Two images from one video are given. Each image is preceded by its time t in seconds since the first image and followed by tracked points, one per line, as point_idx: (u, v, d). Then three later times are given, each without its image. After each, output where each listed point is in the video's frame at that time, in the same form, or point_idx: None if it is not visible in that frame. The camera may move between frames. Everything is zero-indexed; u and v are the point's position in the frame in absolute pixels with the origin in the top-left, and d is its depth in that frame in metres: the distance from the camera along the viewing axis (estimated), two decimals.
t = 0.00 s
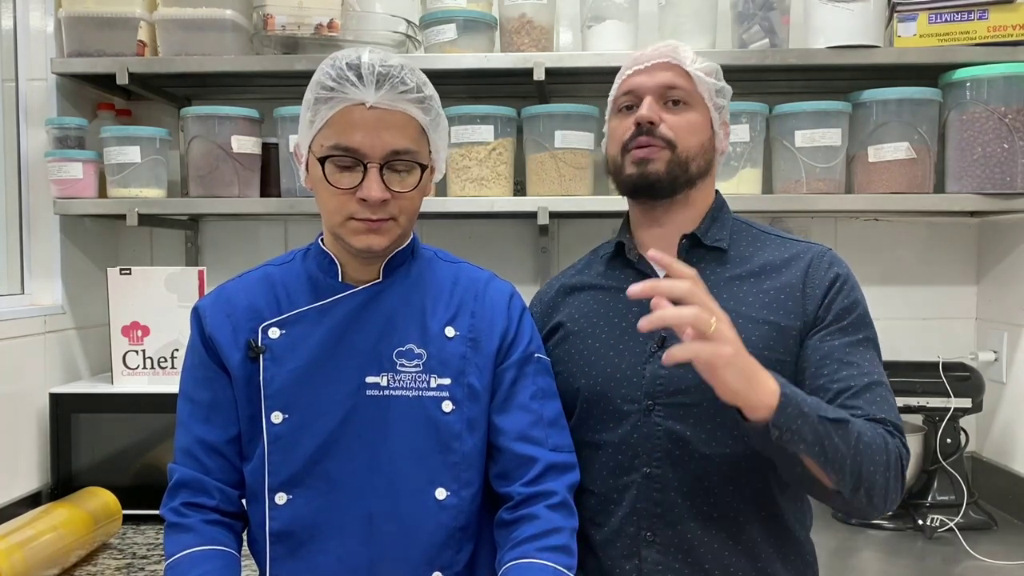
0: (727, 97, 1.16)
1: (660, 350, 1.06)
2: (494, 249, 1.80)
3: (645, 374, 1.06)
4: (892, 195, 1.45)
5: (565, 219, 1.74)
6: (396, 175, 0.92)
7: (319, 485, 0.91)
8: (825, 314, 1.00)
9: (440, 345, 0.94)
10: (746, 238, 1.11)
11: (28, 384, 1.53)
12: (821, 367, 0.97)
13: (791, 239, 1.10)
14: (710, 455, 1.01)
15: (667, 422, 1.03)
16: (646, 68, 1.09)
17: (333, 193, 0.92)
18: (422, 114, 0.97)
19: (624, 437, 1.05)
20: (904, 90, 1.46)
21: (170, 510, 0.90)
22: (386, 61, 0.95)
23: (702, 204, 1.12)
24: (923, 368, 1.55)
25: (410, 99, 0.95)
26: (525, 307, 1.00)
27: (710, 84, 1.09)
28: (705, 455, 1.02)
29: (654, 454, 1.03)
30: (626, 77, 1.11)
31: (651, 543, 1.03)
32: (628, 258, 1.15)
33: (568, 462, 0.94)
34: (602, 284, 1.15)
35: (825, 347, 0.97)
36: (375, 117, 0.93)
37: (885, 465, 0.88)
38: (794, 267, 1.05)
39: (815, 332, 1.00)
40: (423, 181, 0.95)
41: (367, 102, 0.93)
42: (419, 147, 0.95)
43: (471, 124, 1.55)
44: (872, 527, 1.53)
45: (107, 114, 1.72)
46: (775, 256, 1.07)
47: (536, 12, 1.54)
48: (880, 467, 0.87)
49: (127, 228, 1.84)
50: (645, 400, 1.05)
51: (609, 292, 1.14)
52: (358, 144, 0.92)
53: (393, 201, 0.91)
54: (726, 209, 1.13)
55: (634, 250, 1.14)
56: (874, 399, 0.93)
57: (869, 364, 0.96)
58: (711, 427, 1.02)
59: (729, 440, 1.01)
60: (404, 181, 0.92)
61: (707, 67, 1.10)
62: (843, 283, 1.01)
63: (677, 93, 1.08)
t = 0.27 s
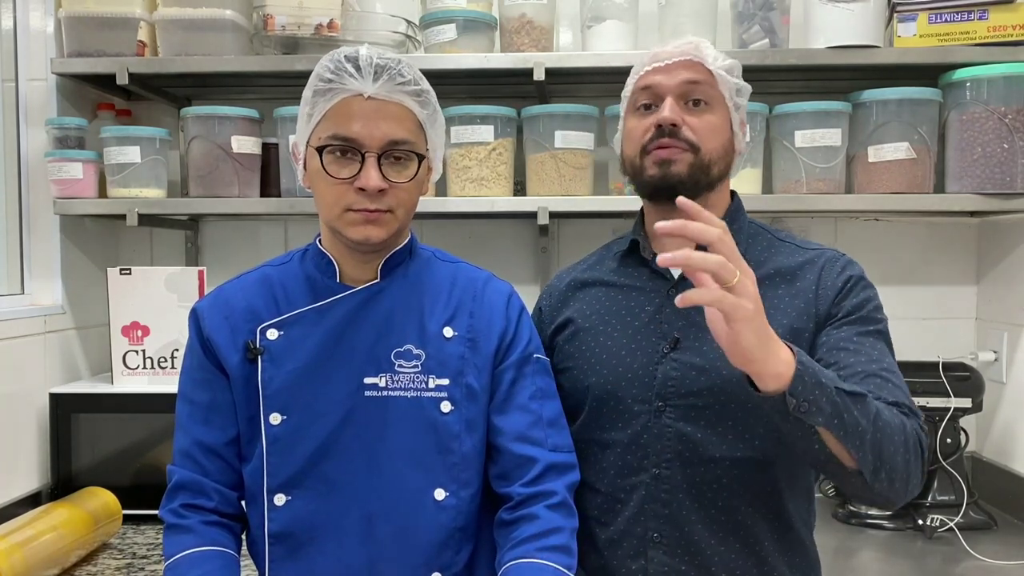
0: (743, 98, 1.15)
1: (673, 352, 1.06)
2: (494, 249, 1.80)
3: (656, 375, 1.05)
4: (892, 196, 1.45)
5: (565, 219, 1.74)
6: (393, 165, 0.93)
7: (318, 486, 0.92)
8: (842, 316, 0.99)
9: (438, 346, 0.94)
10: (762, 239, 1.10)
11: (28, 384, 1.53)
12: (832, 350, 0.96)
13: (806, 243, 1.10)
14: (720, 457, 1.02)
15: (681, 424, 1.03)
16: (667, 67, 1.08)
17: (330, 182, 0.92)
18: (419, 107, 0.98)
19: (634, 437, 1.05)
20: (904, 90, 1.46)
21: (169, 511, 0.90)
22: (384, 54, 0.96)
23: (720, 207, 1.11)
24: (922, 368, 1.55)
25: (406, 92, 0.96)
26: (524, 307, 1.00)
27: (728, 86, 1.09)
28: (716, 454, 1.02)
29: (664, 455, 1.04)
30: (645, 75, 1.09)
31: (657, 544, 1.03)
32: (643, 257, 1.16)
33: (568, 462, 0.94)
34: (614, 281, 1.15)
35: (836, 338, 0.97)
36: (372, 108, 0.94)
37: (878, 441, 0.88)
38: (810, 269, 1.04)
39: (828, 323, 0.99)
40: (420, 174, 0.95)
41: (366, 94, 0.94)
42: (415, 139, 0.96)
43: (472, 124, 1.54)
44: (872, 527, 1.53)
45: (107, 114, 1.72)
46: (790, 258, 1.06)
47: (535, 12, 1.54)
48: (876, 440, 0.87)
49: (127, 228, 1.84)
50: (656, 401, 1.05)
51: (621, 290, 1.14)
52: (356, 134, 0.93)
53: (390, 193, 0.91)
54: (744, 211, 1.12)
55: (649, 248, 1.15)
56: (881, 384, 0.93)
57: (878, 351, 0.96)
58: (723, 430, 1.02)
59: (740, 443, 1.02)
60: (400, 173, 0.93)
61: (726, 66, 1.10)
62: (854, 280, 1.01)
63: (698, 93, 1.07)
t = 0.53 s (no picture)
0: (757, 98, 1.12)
1: (676, 353, 1.06)
2: (495, 249, 1.80)
3: (658, 377, 1.06)
4: (892, 196, 1.45)
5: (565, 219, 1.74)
6: (393, 161, 0.93)
7: (318, 486, 0.92)
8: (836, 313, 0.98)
9: (438, 346, 0.94)
10: (770, 238, 1.09)
11: (28, 384, 1.53)
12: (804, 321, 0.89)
13: (810, 237, 1.08)
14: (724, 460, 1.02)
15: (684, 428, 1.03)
16: (683, 79, 1.04)
17: (328, 178, 0.92)
18: (417, 105, 0.98)
19: (636, 440, 1.06)
20: (904, 90, 1.45)
21: (169, 512, 0.90)
22: (382, 51, 0.96)
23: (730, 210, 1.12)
24: (922, 368, 1.55)
25: (405, 89, 0.96)
26: (524, 307, 1.00)
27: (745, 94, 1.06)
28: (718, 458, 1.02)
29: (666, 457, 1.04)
30: (660, 85, 1.05)
31: (662, 546, 1.03)
32: (647, 257, 1.15)
33: (568, 462, 0.94)
34: (623, 282, 1.15)
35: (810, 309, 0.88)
36: (371, 105, 0.94)
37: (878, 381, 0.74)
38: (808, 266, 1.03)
39: (810, 303, 0.95)
40: (419, 171, 0.95)
41: (364, 91, 0.94)
42: (414, 135, 0.96)
43: (471, 124, 1.54)
44: (872, 527, 1.53)
45: (107, 114, 1.72)
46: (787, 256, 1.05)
47: (535, 12, 1.54)
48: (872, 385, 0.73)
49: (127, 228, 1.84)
50: (659, 404, 1.05)
51: (628, 291, 1.14)
52: (355, 130, 0.93)
53: (388, 188, 0.91)
54: (754, 209, 1.12)
55: (653, 247, 1.14)
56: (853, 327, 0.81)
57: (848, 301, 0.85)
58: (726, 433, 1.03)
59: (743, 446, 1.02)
60: (400, 169, 0.93)
61: (743, 71, 1.07)
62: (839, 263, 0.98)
63: (716, 106, 1.05)
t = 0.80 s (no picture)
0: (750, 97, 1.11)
1: (668, 357, 1.05)
2: (494, 249, 1.80)
3: (650, 381, 1.06)
4: (892, 195, 1.45)
5: (565, 219, 1.74)
6: (394, 161, 0.93)
7: (318, 486, 0.91)
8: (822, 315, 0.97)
9: (438, 346, 0.94)
10: (765, 239, 1.09)
11: (28, 384, 1.53)
12: (799, 327, 0.88)
13: (805, 235, 1.07)
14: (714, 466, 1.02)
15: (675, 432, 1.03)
16: (667, 86, 1.04)
17: (330, 177, 0.92)
18: (419, 105, 0.98)
19: (631, 443, 1.06)
20: (903, 90, 1.45)
21: (169, 512, 0.90)
22: (384, 51, 0.96)
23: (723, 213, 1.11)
24: (922, 367, 1.55)
25: (406, 88, 0.96)
26: (525, 307, 0.99)
27: (735, 95, 1.05)
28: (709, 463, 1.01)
29: (660, 461, 1.04)
30: (643, 95, 1.05)
31: (657, 551, 1.03)
32: (641, 260, 1.15)
33: (568, 462, 0.94)
34: (618, 285, 1.15)
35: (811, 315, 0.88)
36: (373, 105, 0.94)
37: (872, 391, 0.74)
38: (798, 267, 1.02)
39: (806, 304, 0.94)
40: (420, 171, 0.95)
41: (366, 90, 0.94)
42: (415, 135, 0.96)
43: (471, 124, 1.54)
44: (872, 527, 1.53)
45: (107, 114, 1.72)
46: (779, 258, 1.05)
47: (535, 12, 1.54)
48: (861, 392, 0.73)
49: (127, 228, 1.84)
50: (650, 408, 1.05)
51: (624, 294, 1.14)
52: (357, 129, 0.93)
53: (389, 189, 0.91)
54: (748, 209, 1.11)
55: (646, 251, 1.14)
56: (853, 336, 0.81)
57: (849, 309, 0.85)
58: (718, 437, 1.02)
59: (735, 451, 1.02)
60: (401, 169, 0.93)
61: (730, 74, 1.06)
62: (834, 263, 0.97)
63: (702, 112, 1.04)
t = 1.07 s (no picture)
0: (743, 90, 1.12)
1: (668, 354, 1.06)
2: (497, 248, 1.80)
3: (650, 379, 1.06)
4: (895, 194, 1.45)
5: (568, 218, 1.74)
6: (397, 160, 0.93)
7: (322, 485, 0.92)
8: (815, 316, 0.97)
9: (441, 345, 0.94)
10: (763, 236, 1.09)
11: (33, 383, 1.53)
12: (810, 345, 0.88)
13: (806, 235, 1.06)
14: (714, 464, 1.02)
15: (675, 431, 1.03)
16: (657, 78, 1.06)
17: (334, 176, 0.92)
18: (423, 104, 0.98)
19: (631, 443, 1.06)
20: (907, 89, 1.46)
21: (173, 510, 0.91)
22: (388, 50, 0.96)
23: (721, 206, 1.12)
24: (926, 367, 1.55)
25: (411, 87, 0.96)
26: (528, 306, 0.99)
27: (725, 87, 1.07)
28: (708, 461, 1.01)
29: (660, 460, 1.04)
30: (635, 88, 1.07)
31: (659, 549, 1.03)
32: (640, 258, 1.16)
33: (571, 461, 0.94)
34: (618, 283, 1.15)
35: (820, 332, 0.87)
36: (377, 104, 0.94)
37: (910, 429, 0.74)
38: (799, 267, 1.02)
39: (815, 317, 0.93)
40: (424, 170, 0.95)
41: (371, 89, 0.94)
42: (419, 134, 0.96)
43: (474, 123, 1.54)
44: (876, 526, 1.54)
45: (111, 114, 1.72)
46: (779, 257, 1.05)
47: (538, 11, 1.54)
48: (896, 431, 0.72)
49: (131, 228, 1.84)
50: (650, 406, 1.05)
51: (624, 292, 1.14)
52: (361, 127, 0.93)
53: (393, 189, 0.91)
54: (745, 206, 1.12)
55: (646, 248, 1.14)
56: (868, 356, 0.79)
57: (859, 326, 0.84)
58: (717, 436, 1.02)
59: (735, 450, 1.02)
60: (404, 167, 0.94)
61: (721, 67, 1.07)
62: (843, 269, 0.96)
63: (693, 104, 1.06)
